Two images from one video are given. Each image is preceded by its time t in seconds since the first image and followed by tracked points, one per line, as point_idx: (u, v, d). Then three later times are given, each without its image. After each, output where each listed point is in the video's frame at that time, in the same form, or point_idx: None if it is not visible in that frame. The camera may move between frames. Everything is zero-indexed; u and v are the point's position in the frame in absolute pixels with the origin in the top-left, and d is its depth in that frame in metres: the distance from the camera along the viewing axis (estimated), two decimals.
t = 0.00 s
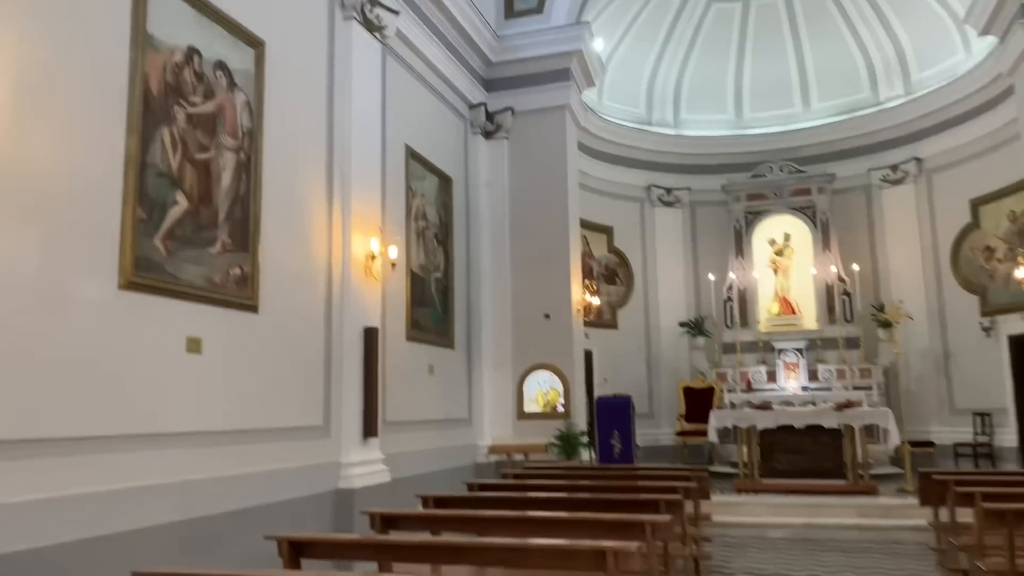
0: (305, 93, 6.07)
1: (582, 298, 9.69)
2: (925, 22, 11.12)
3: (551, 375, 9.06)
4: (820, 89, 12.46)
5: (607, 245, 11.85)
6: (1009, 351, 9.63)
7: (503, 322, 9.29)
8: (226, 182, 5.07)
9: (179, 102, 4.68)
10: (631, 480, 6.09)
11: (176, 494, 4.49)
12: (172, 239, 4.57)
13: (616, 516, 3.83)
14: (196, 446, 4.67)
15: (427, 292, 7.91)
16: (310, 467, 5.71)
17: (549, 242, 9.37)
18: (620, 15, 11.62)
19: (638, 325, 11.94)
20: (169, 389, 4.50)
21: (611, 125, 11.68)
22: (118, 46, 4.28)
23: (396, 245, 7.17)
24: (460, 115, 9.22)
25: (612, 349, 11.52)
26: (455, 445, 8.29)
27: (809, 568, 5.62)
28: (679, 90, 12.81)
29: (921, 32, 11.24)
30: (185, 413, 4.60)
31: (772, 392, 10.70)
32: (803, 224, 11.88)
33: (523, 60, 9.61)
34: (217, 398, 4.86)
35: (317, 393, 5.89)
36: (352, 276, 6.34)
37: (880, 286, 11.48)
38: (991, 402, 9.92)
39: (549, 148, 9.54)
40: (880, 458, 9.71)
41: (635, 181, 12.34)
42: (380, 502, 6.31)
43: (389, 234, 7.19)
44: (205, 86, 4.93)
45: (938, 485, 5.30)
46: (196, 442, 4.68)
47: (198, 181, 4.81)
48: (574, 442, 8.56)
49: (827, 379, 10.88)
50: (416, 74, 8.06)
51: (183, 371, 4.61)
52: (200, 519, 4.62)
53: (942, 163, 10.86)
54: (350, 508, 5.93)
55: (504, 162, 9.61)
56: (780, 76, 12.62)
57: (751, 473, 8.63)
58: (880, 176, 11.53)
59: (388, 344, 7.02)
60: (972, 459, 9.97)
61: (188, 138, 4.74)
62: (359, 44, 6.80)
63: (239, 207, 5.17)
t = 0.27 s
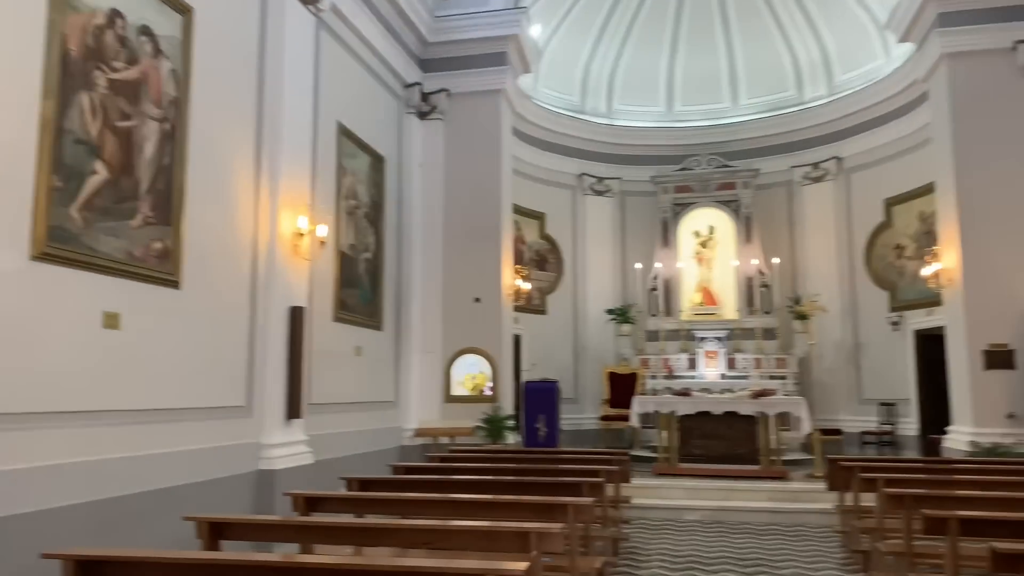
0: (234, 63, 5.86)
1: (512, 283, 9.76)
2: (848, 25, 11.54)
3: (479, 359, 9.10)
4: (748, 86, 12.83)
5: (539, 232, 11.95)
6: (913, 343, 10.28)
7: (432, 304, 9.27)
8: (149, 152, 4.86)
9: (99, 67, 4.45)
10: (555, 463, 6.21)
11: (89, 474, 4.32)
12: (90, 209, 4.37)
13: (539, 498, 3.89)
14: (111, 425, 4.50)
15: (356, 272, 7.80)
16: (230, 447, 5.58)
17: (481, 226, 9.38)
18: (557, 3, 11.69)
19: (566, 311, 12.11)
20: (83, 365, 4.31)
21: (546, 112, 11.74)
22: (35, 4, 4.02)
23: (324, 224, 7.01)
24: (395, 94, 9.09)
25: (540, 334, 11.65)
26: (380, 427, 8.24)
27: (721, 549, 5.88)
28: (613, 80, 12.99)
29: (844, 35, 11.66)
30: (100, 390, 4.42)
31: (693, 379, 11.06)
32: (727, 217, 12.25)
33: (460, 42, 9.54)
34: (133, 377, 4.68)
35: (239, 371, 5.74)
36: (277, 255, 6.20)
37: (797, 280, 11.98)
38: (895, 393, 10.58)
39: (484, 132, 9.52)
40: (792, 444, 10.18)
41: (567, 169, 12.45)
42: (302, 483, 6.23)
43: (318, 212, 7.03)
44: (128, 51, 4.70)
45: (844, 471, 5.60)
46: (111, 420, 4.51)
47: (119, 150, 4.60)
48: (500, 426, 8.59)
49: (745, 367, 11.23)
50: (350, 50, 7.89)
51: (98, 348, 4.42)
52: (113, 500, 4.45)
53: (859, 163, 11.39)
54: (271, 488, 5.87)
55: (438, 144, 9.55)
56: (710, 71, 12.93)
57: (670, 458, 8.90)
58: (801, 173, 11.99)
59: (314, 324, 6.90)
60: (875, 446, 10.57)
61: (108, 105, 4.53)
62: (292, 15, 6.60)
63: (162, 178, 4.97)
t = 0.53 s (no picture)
0: (177, 45, 5.68)
1: (459, 278, 9.71)
2: (791, 34, 11.85)
3: (423, 352, 9.04)
4: (694, 89, 13.06)
5: (486, 227, 11.93)
6: (846, 345, 10.65)
7: (376, 297, 9.17)
8: (83, 133, 4.67)
9: (31, 42, 4.26)
10: (495, 458, 6.21)
11: (9, 465, 4.12)
12: (17, 189, 4.17)
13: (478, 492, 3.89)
14: (35, 414, 4.30)
15: (298, 263, 7.66)
16: (163, 439, 5.40)
17: (427, 219, 9.32)
18: None
19: (511, 306, 12.14)
20: (5, 350, 4.10)
21: (495, 107, 11.73)
22: None
23: (266, 212, 6.83)
24: (342, 83, 8.97)
25: (484, 329, 11.65)
26: (319, 419, 8.11)
27: (657, 544, 5.98)
28: (563, 78, 13.06)
29: (788, 43, 11.98)
30: (24, 377, 4.22)
31: (634, 376, 11.23)
32: (670, 218, 12.47)
33: (409, 33, 9.45)
34: (60, 364, 4.47)
35: (174, 361, 5.55)
36: (217, 242, 6.01)
37: (736, 281, 12.29)
38: (827, 393, 10.93)
39: (432, 125, 9.46)
40: (727, 441, 10.44)
41: (515, 165, 12.47)
42: (237, 477, 6.07)
43: (260, 201, 6.85)
44: (63, 27, 4.50)
45: (776, 468, 5.77)
46: (35, 409, 4.30)
47: (50, 128, 4.41)
48: (442, 420, 8.54)
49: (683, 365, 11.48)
50: (297, 36, 7.72)
51: (23, 333, 4.21)
52: (35, 493, 4.26)
53: (798, 169, 11.73)
54: (205, 481, 5.68)
55: (386, 135, 9.45)
56: (658, 73, 13.12)
57: (609, 453, 9.02)
58: (743, 177, 12.28)
59: (253, 314, 6.73)
60: (806, 444, 10.92)
61: (40, 82, 4.34)
62: None
63: (97, 160, 4.77)
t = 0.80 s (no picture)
0: (132, 28, 5.51)
1: (417, 273, 9.66)
2: (751, 40, 12.06)
3: (379, 347, 8.98)
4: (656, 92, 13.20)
5: (445, 222, 11.89)
6: (796, 347, 10.89)
7: (332, 291, 9.06)
8: (32, 115, 4.50)
9: None
10: (450, 455, 6.19)
11: None
12: None
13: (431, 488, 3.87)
14: None
15: (252, 254, 7.52)
16: (111, 431, 5.23)
17: (386, 213, 9.24)
18: None
19: (469, 302, 12.13)
20: None
21: (458, 102, 11.68)
22: None
23: (221, 202, 6.67)
24: (302, 73, 8.83)
25: (442, 325, 11.61)
26: (271, 413, 7.98)
27: (609, 541, 6.04)
28: (526, 75, 13.08)
29: (747, 48, 12.19)
30: None
31: (590, 374, 11.32)
32: (629, 218, 12.61)
33: (372, 24, 9.35)
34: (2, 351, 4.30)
35: (122, 352, 5.40)
36: (170, 232, 5.86)
37: (692, 282, 12.48)
38: (777, 393, 11.16)
39: (394, 118, 9.38)
40: (679, 440, 10.59)
41: (477, 161, 12.44)
42: (186, 471, 5.93)
43: (215, 190, 6.70)
44: (12, 5, 4.34)
45: (727, 467, 5.87)
46: None
47: None
48: (397, 416, 8.50)
49: (638, 364, 11.59)
50: (257, 23, 7.57)
51: None
52: None
53: (754, 173, 11.95)
54: (153, 475, 5.50)
55: (346, 127, 9.35)
56: (621, 74, 13.23)
57: (564, 450, 9.08)
58: (701, 180, 12.46)
59: (205, 306, 6.58)
60: (755, 443, 11.14)
61: None
62: None
63: (46, 143, 4.61)
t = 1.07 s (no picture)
0: (102, 6, 5.37)
1: (390, 264, 9.60)
2: (728, 40, 12.15)
3: (350, 338, 8.90)
4: (632, 89, 13.25)
5: (420, 214, 11.83)
6: (764, 346, 11.03)
7: (303, 280, 8.97)
8: None
9: None
10: (419, 447, 6.18)
11: None
12: None
13: (399, 480, 3.87)
14: None
15: (223, 241, 7.41)
16: (74, 416, 5.12)
17: (360, 203, 9.16)
18: None
19: (441, 295, 12.10)
20: None
21: (434, 93, 11.62)
22: None
23: (193, 187, 6.53)
24: (277, 58, 8.71)
25: (414, 317, 11.57)
26: (238, 402, 7.88)
27: (576, 535, 6.07)
28: (504, 69, 13.05)
29: (724, 48, 12.28)
30: None
31: (560, 369, 11.36)
32: (603, 214, 12.66)
33: (349, 12, 9.25)
34: None
35: (87, 337, 5.28)
36: (139, 215, 5.74)
37: (663, 280, 12.59)
38: (745, 391, 11.31)
39: (370, 108, 9.29)
40: (648, 435, 10.69)
41: (453, 153, 12.39)
42: (150, 459, 5.83)
43: (187, 175, 6.56)
44: None
45: (693, 464, 5.94)
46: None
47: None
48: (367, 407, 8.45)
49: (609, 360, 11.66)
50: (232, 7, 7.44)
51: None
52: None
53: (728, 173, 12.07)
54: (116, 462, 5.40)
55: (320, 114, 9.24)
56: (598, 70, 13.26)
57: (533, 444, 9.10)
58: (675, 178, 12.55)
59: (173, 292, 6.46)
60: (722, 440, 11.29)
61: None
62: None
63: (11, 122, 4.48)
